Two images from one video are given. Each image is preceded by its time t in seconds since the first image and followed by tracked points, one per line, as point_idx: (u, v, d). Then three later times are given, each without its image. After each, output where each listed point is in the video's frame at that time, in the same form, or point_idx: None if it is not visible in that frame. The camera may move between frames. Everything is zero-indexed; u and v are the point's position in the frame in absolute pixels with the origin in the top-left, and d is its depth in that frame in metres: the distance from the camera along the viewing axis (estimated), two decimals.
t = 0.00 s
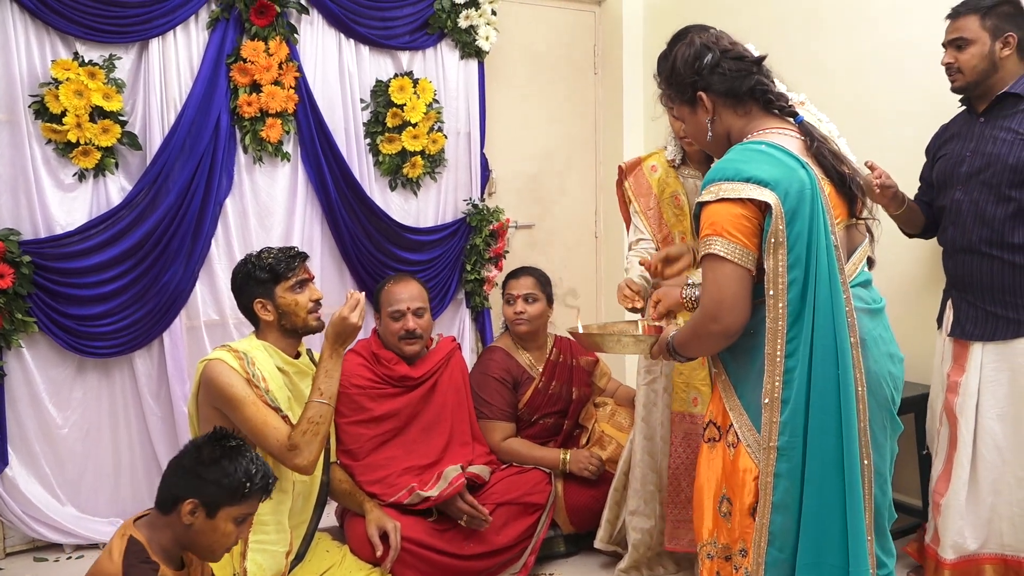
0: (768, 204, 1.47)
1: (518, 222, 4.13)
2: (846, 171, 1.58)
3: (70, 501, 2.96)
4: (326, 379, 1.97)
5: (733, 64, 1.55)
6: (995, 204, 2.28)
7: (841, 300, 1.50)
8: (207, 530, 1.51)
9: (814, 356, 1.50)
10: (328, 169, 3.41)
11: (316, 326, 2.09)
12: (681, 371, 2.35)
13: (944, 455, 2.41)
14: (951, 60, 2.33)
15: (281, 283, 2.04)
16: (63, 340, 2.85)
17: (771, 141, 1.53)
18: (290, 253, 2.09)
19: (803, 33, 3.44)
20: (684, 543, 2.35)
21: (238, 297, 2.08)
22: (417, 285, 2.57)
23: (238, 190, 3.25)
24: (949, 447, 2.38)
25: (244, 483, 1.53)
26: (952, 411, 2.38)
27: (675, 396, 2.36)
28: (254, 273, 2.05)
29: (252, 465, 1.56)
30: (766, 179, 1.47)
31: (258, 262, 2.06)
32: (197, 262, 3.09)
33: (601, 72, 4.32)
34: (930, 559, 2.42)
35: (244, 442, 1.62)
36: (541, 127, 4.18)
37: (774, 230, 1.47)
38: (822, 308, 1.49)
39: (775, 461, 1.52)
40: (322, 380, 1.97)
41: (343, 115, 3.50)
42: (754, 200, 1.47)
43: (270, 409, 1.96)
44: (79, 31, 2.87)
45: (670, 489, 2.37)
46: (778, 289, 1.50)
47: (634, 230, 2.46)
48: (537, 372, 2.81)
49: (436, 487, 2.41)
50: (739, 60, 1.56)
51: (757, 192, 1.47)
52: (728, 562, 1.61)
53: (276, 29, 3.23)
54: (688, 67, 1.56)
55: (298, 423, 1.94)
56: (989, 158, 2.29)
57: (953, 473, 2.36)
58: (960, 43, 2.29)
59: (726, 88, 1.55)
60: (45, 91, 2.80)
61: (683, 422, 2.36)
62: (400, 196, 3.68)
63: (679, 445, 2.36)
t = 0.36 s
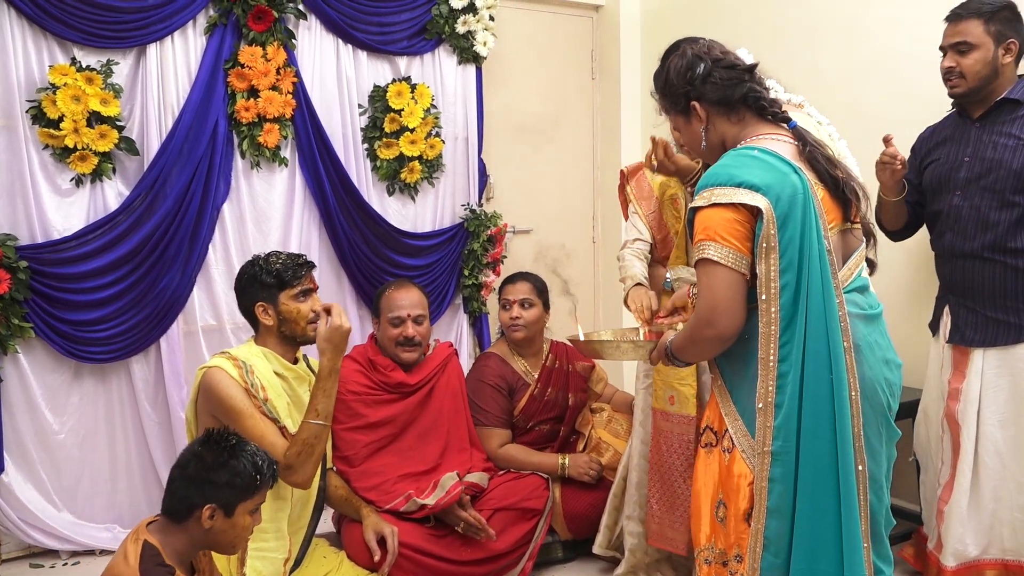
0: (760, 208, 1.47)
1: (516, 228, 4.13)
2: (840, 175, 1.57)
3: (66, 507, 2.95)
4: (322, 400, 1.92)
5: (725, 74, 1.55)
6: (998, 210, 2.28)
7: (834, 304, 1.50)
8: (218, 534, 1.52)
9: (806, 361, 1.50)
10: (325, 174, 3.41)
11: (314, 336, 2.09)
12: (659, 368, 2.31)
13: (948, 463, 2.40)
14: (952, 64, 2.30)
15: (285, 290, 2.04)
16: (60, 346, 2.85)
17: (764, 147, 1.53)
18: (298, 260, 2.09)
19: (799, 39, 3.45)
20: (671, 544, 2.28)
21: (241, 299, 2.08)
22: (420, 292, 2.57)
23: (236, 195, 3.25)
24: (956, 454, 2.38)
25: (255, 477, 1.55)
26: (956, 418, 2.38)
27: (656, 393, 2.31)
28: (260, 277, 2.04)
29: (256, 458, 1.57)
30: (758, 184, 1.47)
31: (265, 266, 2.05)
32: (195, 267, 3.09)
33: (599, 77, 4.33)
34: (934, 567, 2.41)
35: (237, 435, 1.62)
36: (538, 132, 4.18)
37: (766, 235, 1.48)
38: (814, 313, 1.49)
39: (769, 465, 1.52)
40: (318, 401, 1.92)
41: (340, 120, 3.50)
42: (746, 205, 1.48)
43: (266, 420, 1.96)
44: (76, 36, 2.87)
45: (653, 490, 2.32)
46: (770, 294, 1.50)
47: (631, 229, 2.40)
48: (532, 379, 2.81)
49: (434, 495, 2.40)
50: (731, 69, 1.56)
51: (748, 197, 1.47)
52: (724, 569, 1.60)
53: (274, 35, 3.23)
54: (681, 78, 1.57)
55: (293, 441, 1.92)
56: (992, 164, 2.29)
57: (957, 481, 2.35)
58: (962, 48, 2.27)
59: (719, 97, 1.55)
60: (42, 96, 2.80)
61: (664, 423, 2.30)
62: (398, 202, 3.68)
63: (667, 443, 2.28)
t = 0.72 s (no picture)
0: (746, 205, 1.48)
1: (514, 231, 4.13)
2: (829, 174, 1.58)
3: (64, 510, 2.94)
4: (337, 402, 1.97)
5: (707, 105, 1.57)
6: (1016, 212, 2.30)
7: (828, 297, 1.49)
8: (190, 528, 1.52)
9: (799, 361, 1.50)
10: (324, 177, 3.41)
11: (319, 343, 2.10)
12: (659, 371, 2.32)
13: (955, 473, 2.40)
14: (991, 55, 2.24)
15: (297, 294, 2.05)
16: (58, 347, 2.85)
17: (749, 153, 1.56)
18: (312, 267, 2.11)
19: (797, 43, 3.46)
20: (666, 548, 2.28)
21: (251, 298, 2.06)
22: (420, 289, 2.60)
23: (234, 197, 3.25)
24: (966, 462, 2.37)
25: (224, 464, 1.55)
26: (967, 430, 2.37)
27: (656, 397, 2.32)
28: (276, 278, 2.04)
29: (223, 447, 1.58)
30: (742, 183, 1.49)
31: (281, 267, 2.06)
32: (193, 270, 3.09)
33: (597, 80, 4.33)
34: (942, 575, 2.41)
35: (202, 427, 1.62)
36: (537, 135, 4.18)
37: (754, 229, 1.48)
38: (807, 312, 1.48)
39: (766, 458, 1.52)
40: (334, 401, 1.96)
41: (338, 122, 3.50)
42: (732, 202, 1.49)
43: (269, 421, 1.95)
44: (74, 38, 2.87)
45: (651, 492, 2.31)
46: (762, 288, 1.49)
47: (632, 230, 2.39)
48: (532, 382, 2.83)
49: (432, 505, 2.41)
50: (713, 100, 1.58)
51: (733, 196, 1.49)
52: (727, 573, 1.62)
53: (272, 38, 3.24)
54: (665, 112, 1.59)
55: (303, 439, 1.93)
56: (1005, 167, 2.31)
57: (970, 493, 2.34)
58: (1005, 40, 2.23)
59: (702, 128, 1.57)
60: (41, 98, 2.80)
61: (663, 425, 2.31)
62: (397, 204, 3.69)
63: (666, 446, 2.28)
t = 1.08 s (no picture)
0: (729, 211, 1.50)
1: (515, 231, 4.13)
2: (817, 176, 1.59)
3: (65, 509, 2.94)
4: (325, 397, 1.99)
5: (693, 139, 1.62)
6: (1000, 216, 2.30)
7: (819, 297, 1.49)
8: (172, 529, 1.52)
9: (786, 360, 1.50)
10: (326, 177, 3.41)
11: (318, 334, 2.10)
12: (662, 374, 2.33)
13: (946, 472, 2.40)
14: (960, 63, 2.29)
15: (289, 289, 2.05)
16: (59, 347, 2.85)
17: (732, 165, 1.59)
18: (299, 262, 2.12)
19: (798, 45, 3.47)
20: (668, 549, 2.27)
21: (242, 300, 2.08)
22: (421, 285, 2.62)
23: (236, 197, 3.25)
24: (954, 463, 2.38)
25: (212, 467, 1.56)
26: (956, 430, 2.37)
27: (659, 398, 2.32)
28: (264, 278, 2.06)
29: (212, 452, 1.59)
30: (723, 191, 1.51)
31: (267, 267, 2.08)
32: (194, 269, 3.09)
33: (599, 81, 4.34)
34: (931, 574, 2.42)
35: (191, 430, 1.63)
36: (538, 136, 4.19)
37: (740, 234, 1.49)
38: (795, 311, 1.49)
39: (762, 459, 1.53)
40: (322, 397, 1.99)
41: (340, 123, 3.50)
42: (714, 211, 1.51)
43: (271, 421, 1.94)
44: (77, 38, 2.88)
45: (653, 494, 2.30)
46: (754, 291, 1.50)
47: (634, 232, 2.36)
48: (532, 382, 2.81)
49: (433, 510, 2.41)
50: (698, 134, 1.63)
51: (716, 204, 1.50)
52: None
53: (274, 38, 3.24)
54: (654, 149, 1.64)
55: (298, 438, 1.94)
56: (993, 169, 2.32)
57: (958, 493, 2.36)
58: (972, 47, 2.26)
59: (690, 160, 1.62)
60: (43, 97, 2.81)
61: (664, 427, 2.31)
62: (398, 204, 3.69)
63: (669, 447, 2.28)
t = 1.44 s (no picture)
0: (726, 214, 1.50)
1: (512, 233, 4.14)
2: (813, 178, 1.58)
3: (60, 511, 2.94)
4: (296, 415, 1.93)
5: (686, 146, 1.64)
6: (974, 221, 2.31)
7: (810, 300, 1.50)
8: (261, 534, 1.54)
9: (776, 362, 1.51)
10: (323, 180, 3.41)
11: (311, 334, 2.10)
12: (659, 376, 2.31)
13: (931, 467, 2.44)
14: (927, 78, 2.33)
15: (277, 291, 2.05)
16: (56, 349, 2.85)
17: (728, 166, 1.58)
18: (287, 262, 2.11)
19: (795, 47, 3.47)
20: (666, 553, 2.26)
21: (233, 305, 2.08)
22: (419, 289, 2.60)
23: (232, 199, 3.25)
24: (936, 462, 2.40)
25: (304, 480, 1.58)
26: (939, 429, 2.39)
27: (658, 402, 2.32)
28: (251, 281, 2.05)
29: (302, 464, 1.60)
30: (719, 194, 1.51)
31: (254, 270, 2.07)
32: (190, 272, 3.09)
33: (596, 84, 4.34)
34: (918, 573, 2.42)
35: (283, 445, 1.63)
36: (534, 138, 4.19)
37: (737, 237, 1.49)
38: (787, 314, 1.49)
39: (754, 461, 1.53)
40: (293, 414, 1.93)
41: (338, 125, 3.50)
42: (710, 214, 1.51)
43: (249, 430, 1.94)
44: (74, 40, 2.88)
45: (650, 496, 2.30)
46: (750, 294, 1.51)
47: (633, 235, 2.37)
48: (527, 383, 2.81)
49: (430, 511, 2.41)
50: (691, 141, 1.65)
51: (712, 207, 1.50)
52: None
53: (272, 40, 3.24)
54: (649, 158, 1.66)
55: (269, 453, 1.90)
56: (964, 174, 2.32)
57: (939, 490, 2.38)
58: (934, 61, 2.29)
59: (685, 164, 1.62)
60: (40, 100, 2.81)
61: (662, 429, 2.31)
62: (395, 207, 3.69)
63: (666, 450, 2.28)
